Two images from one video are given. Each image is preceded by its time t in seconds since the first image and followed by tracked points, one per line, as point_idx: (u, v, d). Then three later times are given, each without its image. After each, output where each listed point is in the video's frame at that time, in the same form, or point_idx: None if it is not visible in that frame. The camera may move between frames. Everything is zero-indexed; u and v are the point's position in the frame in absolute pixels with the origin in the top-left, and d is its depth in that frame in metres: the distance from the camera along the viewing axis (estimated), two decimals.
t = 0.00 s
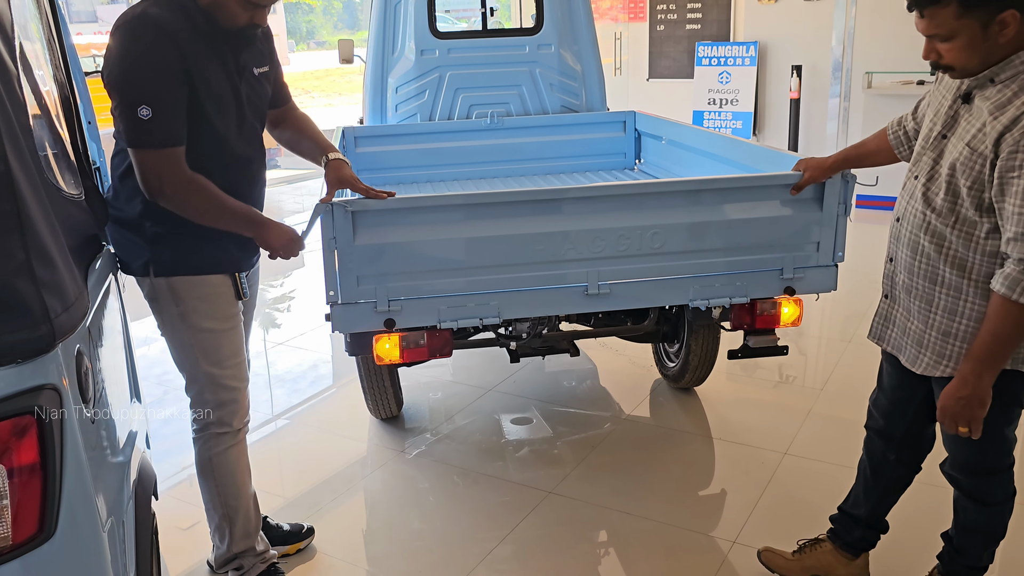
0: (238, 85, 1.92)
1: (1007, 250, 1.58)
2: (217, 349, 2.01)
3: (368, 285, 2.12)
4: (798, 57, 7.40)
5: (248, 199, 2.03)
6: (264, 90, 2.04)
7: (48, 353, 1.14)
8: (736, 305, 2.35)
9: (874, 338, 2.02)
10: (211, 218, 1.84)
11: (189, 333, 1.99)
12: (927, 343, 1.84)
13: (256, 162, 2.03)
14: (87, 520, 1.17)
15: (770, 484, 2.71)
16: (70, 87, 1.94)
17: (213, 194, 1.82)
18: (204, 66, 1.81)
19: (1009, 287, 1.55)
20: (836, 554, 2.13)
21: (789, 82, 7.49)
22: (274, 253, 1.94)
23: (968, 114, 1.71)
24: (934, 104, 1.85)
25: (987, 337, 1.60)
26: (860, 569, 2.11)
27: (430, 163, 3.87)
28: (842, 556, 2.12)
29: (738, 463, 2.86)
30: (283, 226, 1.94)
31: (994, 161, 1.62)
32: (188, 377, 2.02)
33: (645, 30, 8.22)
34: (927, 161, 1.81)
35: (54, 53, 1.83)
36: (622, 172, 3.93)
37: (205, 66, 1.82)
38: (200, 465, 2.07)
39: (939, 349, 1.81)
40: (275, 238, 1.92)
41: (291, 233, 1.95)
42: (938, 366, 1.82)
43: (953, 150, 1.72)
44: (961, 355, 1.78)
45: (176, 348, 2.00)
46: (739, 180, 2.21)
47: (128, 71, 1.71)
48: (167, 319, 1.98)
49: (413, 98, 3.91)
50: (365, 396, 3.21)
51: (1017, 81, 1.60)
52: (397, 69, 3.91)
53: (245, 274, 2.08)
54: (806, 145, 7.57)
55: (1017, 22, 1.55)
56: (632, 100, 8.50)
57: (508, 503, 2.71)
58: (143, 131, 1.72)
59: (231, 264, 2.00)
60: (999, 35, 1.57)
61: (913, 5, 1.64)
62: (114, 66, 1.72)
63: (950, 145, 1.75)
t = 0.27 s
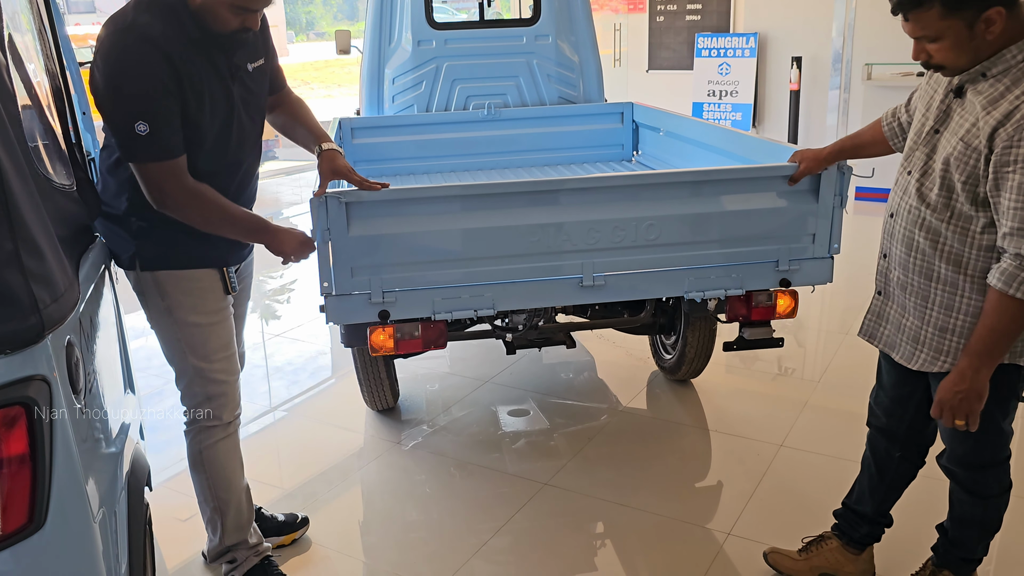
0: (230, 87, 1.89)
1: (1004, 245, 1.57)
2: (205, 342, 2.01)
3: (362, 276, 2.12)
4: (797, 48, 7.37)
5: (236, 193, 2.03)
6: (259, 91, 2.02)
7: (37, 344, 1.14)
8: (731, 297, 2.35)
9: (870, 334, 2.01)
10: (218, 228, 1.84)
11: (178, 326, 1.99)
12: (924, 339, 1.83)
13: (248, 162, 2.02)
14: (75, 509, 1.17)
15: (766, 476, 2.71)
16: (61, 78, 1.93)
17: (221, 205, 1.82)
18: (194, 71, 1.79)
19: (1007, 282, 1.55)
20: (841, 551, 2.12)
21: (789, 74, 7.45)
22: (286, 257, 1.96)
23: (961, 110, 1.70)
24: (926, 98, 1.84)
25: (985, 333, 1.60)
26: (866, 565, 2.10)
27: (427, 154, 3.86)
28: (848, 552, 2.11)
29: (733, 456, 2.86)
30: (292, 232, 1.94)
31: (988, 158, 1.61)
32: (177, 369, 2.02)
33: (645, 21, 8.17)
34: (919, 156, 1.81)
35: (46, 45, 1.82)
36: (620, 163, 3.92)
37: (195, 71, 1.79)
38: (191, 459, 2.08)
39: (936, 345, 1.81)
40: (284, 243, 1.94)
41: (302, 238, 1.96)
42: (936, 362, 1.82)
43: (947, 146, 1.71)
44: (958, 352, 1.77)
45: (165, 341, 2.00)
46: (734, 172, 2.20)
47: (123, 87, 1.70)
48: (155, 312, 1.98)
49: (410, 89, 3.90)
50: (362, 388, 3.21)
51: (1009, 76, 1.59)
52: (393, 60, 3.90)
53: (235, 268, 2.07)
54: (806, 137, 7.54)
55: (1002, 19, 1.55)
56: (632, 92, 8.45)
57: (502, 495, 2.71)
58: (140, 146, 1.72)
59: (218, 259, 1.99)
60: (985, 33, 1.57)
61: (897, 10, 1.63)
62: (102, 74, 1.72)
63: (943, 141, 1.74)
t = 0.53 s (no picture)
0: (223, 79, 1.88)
1: (996, 244, 1.57)
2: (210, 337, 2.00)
3: (357, 271, 2.11)
4: (795, 42, 7.34)
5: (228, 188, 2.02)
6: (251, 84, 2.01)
7: (27, 340, 1.13)
8: (727, 291, 2.34)
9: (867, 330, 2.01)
10: (226, 224, 1.84)
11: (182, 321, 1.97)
12: (920, 336, 1.84)
13: (241, 157, 2.02)
14: (65, 504, 1.17)
15: (761, 471, 2.71)
16: (53, 71, 1.92)
17: (230, 205, 1.82)
18: (187, 64, 1.78)
19: (998, 280, 1.55)
20: (836, 544, 2.12)
21: (787, 68, 7.42)
22: (290, 256, 2.00)
23: (954, 106, 1.69)
24: (921, 94, 1.84)
25: (976, 330, 1.60)
26: (861, 559, 2.10)
27: (423, 148, 3.85)
28: (842, 546, 2.12)
29: (729, 450, 2.86)
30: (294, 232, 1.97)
31: (980, 156, 1.61)
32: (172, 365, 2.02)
33: (643, 15, 8.12)
34: (914, 152, 1.80)
35: (36, 36, 1.81)
36: (617, 158, 3.91)
37: (188, 63, 1.78)
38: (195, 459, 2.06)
39: (932, 341, 1.81)
40: (287, 243, 1.97)
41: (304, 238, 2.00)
42: (931, 358, 1.82)
43: (940, 143, 1.71)
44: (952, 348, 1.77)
45: (168, 336, 1.99)
46: (730, 166, 2.20)
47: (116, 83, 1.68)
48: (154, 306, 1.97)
49: (406, 83, 3.89)
50: (357, 383, 3.20)
51: (1002, 73, 1.58)
52: (389, 54, 3.88)
53: (231, 262, 2.07)
54: (804, 132, 7.50)
55: (993, 18, 1.54)
56: (629, 86, 8.42)
57: (500, 490, 2.71)
58: (138, 141, 1.70)
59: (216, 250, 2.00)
60: (977, 32, 1.56)
61: (888, 11, 1.63)
62: (94, 72, 1.70)
63: (937, 137, 1.73)
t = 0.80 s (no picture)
0: (225, 67, 1.69)
1: (993, 242, 1.56)
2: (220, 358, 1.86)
3: (350, 269, 2.09)
4: (791, 38, 7.31)
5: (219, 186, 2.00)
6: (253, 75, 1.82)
7: (12, 342, 1.11)
8: (723, 289, 2.33)
9: (863, 330, 2.00)
10: (197, 260, 1.59)
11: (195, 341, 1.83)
12: (918, 334, 1.83)
13: (253, 154, 1.82)
14: (51, 505, 1.15)
15: (758, 470, 2.70)
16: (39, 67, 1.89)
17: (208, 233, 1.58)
18: (187, 53, 1.58)
19: (994, 279, 1.54)
20: (832, 544, 2.11)
21: (783, 63, 7.40)
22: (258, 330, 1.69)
23: (951, 103, 1.68)
24: (919, 91, 1.82)
25: (972, 328, 1.59)
26: (857, 559, 2.09)
27: (418, 145, 3.83)
28: (839, 546, 2.11)
29: (726, 448, 2.85)
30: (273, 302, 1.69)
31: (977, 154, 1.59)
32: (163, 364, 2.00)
33: (638, 10, 8.09)
34: (911, 150, 1.79)
35: (23, 32, 1.78)
36: (612, 154, 3.89)
37: (187, 53, 1.58)
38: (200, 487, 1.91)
39: (929, 340, 1.80)
40: (258, 314, 1.67)
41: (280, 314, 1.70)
42: (928, 357, 1.81)
43: (937, 140, 1.70)
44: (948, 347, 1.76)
45: (172, 356, 1.84)
46: (728, 163, 2.18)
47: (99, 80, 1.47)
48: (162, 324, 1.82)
49: (400, 79, 3.87)
50: (351, 382, 3.18)
51: (1000, 69, 1.57)
52: (383, 50, 3.86)
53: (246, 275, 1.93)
54: (800, 128, 7.48)
55: (991, 13, 1.52)
56: (624, 83, 8.38)
57: (495, 488, 2.70)
58: (123, 146, 1.49)
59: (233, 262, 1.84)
60: (975, 27, 1.54)
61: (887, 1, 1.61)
62: (82, 72, 1.49)
63: (934, 134, 1.72)
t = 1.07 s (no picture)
0: (233, 71, 1.48)
1: (989, 245, 1.54)
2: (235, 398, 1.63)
3: (340, 274, 2.06)
4: (783, 35, 7.29)
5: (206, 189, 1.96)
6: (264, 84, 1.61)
7: None
8: (718, 292, 2.31)
9: (859, 333, 1.99)
10: (164, 318, 1.34)
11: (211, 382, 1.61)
12: (914, 339, 1.81)
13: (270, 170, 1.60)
14: (31, 521, 1.11)
15: (752, 474, 2.68)
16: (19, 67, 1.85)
17: (185, 290, 1.36)
18: (192, 58, 1.36)
19: (989, 283, 1.52)
20: (829, 550, 2.10)
21: (774, 61, 7.38)
22: (188, 429, 1.39)
23: (951, 105, 1.66)
24: (918, 92, 1.80)
25: (966, 332, 1.57)
26: (853, 565, 2.08)
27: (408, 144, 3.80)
28: (835, 552, 2.09)
29: (720, 452, 2.83)
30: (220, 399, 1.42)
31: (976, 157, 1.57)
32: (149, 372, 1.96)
33: (630, 7, 8.06)
34: (909, 151, 1.77)
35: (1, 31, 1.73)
36: (605, 154, 3.86)
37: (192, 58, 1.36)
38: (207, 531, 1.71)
39: (926, 345, 1.78)
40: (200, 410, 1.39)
41: (223, 419, 1.42)
42: (925, 362, 1.79)
43: (936, 141, 1.68)
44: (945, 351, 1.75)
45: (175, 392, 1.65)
46: (723, 164, 2.16)
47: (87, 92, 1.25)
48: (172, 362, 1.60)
49: (391, 78, 3.83)
50: (342, 385, 3.15)
51: (1001, 71, 1.55)
52: (374, 48, 3.82)
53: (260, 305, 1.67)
54: (792, 126, 7.47)
55: (998, 7, 1.49)
56: (616, 81, 8.37)
57: (488, 492, 2.68)
58: (113, 172, 1.27)
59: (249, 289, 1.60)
60: (981, 19, 1.51)
61: None
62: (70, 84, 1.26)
63: (933, 136, 1.70)
